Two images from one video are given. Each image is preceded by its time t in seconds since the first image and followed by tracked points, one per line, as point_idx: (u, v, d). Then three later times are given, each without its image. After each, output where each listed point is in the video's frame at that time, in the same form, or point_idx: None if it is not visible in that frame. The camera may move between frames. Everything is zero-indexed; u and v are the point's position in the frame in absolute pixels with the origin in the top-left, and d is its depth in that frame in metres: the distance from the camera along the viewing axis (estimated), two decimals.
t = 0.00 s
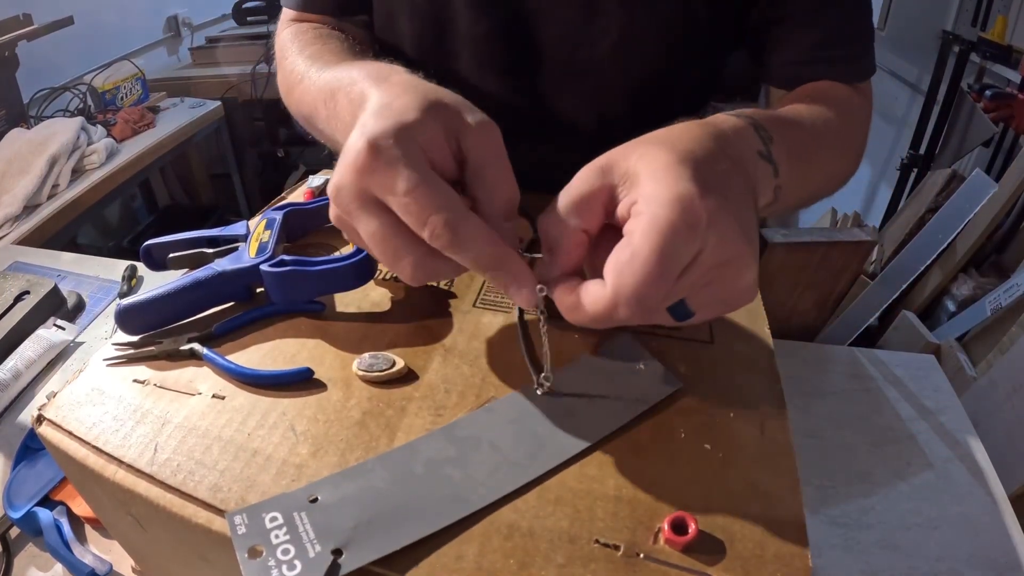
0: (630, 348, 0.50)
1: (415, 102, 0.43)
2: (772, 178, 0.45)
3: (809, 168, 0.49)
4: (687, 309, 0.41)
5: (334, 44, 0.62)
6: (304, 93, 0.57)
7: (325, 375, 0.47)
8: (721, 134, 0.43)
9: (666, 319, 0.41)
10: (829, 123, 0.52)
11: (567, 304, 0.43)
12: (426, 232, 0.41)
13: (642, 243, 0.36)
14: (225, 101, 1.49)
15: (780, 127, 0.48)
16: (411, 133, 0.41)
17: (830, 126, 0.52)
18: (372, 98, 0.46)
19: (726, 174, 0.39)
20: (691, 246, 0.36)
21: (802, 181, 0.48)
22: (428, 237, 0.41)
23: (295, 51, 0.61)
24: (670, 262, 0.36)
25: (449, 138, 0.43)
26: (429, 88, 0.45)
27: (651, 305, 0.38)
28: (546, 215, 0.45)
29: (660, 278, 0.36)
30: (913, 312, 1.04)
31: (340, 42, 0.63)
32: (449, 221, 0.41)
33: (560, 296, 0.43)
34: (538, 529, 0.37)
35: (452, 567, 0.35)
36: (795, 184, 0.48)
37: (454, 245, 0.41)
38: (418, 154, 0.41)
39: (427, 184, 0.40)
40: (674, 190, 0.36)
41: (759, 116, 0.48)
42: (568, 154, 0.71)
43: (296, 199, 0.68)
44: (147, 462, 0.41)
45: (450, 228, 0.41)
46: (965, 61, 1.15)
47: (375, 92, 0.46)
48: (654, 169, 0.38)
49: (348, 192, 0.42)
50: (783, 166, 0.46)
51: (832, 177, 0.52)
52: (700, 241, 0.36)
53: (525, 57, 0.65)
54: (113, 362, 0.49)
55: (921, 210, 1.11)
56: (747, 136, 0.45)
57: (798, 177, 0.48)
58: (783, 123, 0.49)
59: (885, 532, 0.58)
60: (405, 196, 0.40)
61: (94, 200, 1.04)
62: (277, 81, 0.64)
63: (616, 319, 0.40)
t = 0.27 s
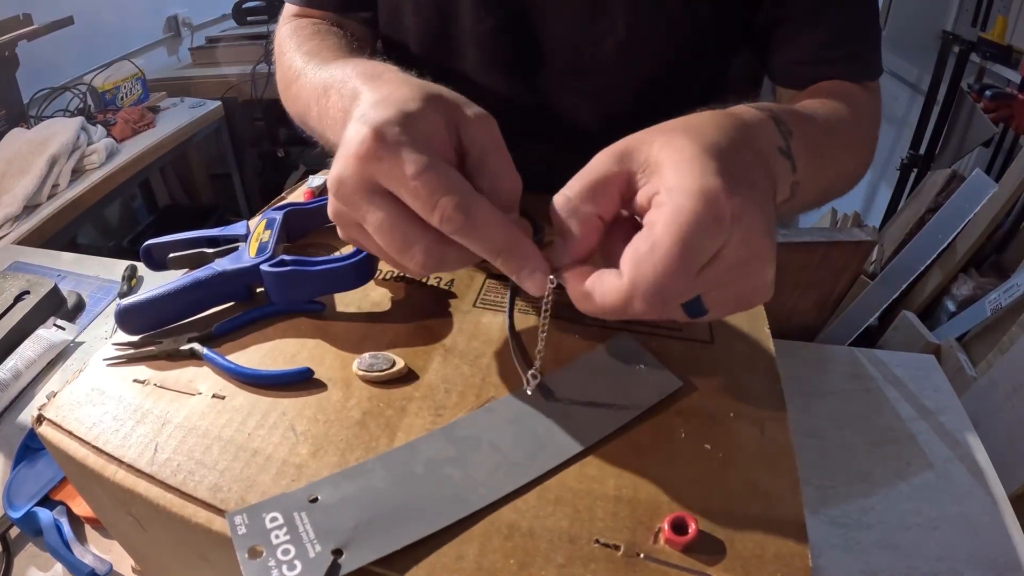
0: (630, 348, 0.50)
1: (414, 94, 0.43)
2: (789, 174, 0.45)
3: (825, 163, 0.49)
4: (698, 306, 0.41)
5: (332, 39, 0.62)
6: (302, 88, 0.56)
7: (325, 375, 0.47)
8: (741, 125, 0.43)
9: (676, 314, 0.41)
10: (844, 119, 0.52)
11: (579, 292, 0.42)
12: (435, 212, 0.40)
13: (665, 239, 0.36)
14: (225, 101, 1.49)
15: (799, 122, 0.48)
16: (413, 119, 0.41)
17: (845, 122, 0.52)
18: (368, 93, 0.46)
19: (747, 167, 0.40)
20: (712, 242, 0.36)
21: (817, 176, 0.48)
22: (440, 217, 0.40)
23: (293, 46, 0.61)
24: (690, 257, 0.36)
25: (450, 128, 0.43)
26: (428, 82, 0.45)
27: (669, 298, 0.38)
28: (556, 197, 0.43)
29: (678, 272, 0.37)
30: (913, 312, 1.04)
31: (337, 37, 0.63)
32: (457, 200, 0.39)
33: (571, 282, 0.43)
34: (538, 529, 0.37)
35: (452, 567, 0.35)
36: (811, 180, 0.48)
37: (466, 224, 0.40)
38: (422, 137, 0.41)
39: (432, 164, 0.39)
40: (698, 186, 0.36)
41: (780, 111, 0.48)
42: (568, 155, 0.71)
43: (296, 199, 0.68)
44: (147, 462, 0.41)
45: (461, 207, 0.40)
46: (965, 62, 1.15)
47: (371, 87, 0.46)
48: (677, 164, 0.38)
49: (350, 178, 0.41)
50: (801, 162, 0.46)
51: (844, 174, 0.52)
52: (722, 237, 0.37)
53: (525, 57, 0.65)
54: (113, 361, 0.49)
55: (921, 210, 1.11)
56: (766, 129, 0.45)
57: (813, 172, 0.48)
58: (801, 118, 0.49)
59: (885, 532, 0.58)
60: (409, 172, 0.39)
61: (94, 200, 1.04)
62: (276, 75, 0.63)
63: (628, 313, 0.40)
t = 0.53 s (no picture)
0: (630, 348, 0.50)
1: (431, 148, 0.42)
2: (796, 202, 0.46)
3: (840, 175, 0.49)
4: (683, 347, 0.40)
5: (341, 43, 0.63)
6: (319, 100, 0.58)
7: (325, 375, 0.47)
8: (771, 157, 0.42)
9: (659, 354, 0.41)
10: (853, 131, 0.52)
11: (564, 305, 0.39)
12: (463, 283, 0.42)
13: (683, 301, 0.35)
14: (225, 101, 1.49)
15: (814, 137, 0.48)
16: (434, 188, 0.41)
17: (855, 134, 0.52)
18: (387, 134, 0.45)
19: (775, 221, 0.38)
20: (728, 313, 0.36)
21: (832, 189, 0.49)
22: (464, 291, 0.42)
23: (303, 53, 0.62)
24: (700, 322, 0.36)
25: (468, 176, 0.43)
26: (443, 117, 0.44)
27: (666, 351, 0.37)
28: (571, 207, 0.38)
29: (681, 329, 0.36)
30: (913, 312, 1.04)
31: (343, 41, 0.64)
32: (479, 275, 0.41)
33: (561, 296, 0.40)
34: (538, 529, 0.37)
35: (452, 567, 0.35)
36: (816, 205, 0.48)
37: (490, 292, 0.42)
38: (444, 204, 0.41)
39: (456, 239, 0.41)
40: (730, 250, 0.35)
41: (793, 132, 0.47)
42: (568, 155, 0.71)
43: (296, 199, 0.68)
44: (147, 462, 0.41)
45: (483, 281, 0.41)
46: (965, 62, 1.15)
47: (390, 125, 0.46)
48: (709, 216, 0.36)
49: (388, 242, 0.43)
50: (808, 188, 0.46)
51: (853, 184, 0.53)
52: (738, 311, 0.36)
53: (525, 57, 0.65)
54: (113, 361, 0.49)
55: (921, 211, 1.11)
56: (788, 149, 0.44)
57: (822, 192, 0.48)
58: (815, 132, 0.49)
59: (885, 532, 0.58)
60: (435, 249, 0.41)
61: (94, 200, 1.04)
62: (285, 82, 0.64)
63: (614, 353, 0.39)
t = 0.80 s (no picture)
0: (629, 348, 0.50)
1: (439, 171, 0.45)
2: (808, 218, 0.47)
3: (853, 187, 0.51)
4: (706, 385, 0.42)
5: (338, 46, 0.63)
6: (321, 106, 0.59)
7: (325, 375, 0.47)
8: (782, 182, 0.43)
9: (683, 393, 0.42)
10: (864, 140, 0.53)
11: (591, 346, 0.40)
12: (495, 288, 0.46)
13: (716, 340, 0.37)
14: (225, 101, 1.49)
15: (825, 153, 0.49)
16: (449, 207, 0.45)
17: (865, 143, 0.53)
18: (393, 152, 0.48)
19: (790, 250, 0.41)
20: (755, 347, 0.38)
21: (846, 200, 0.50)
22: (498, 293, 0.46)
23: (303, 58, 0.62)
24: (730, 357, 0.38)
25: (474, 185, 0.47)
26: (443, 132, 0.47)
27: (696, 391, 0.39)
28: (604, 245, 0.40)
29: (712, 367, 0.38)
30: (913, 312, 1.04)
31: (338, 43, 0.64)
32: (508, 280, 0.45)
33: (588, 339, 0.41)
34: (538, 529, 0.37)
35: (452, 567, 0.35)
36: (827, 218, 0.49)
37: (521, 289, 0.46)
38: (459, 220, 0.45)
39: (481, 253, 0.45)
40: (758, 288, 0.37)
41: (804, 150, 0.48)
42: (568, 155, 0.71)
43: (296, 199, 0.68)
44: (147, 462, 0.41)
45: (512, 283, 0.46)
46: (965, 62, 1.15)
47: (392, 142, 0.49)
48: (734, 251, 0.38)
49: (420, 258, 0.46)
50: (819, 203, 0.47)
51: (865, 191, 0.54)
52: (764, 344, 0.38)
53: (525, 58, 0.65)
54: (113, 361, 0.49)
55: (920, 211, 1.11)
56: (800, 168, 0.46)
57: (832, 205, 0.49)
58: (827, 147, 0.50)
59: (886, 533, 0.58)
60: (466, 260, 0.44)
61: (94, 200, 1.04)
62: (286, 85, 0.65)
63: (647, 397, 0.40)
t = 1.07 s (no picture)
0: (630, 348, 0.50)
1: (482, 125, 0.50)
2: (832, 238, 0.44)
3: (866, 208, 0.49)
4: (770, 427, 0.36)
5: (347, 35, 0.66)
6: (324, 88, 0.61)
7: (325, 375, 0.47)
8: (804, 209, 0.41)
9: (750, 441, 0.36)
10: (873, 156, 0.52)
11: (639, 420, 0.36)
12: (491, 227, 0.48)
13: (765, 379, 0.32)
14: (225, 101, 1.49)
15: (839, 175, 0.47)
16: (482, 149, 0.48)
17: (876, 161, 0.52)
18: (430, 106, 0.52)
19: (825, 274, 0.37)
20: (815, 375, 0.33)
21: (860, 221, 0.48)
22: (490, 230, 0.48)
23: (311, 42, 0.65)
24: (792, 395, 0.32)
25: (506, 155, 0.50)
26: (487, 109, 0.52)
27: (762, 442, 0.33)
28: (631, 312, 0.36)
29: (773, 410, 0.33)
30: (913, 312, 1.03)
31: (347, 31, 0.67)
32: (510, 222, 0.48)
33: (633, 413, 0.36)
34: (538, 529, 0.37)
35: (452, 567, 0.35)
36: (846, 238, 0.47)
37: (506, 239, 0.49)
38: (491, 164, 0.48)
39: (498, 190, 0.48)
40: (803, 323, 0.32)
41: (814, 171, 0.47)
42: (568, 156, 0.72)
43: (296, 199, 0.68)
44: (147, 462, 0.41)
45: (507, 228, 0.48)
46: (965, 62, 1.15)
47: (420, 115, 0.51)
48: (768, 291, 0.34)
49: (429, 173, 0.48)
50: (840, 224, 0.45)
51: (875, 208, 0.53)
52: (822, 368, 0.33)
53: (526, 58, 0.66)
54: (113, 361, 0.49)
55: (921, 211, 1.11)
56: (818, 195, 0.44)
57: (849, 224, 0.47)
58: (839, 168, 0.48)
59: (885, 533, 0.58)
60: (482, 198, 0.47)
61: (94, 200, 1.04)
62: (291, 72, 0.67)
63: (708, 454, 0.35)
